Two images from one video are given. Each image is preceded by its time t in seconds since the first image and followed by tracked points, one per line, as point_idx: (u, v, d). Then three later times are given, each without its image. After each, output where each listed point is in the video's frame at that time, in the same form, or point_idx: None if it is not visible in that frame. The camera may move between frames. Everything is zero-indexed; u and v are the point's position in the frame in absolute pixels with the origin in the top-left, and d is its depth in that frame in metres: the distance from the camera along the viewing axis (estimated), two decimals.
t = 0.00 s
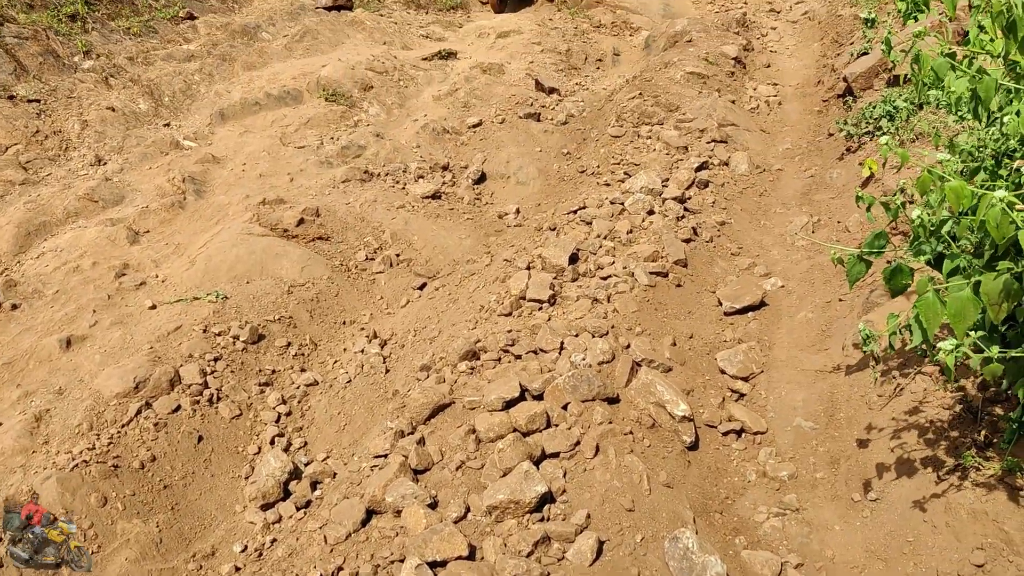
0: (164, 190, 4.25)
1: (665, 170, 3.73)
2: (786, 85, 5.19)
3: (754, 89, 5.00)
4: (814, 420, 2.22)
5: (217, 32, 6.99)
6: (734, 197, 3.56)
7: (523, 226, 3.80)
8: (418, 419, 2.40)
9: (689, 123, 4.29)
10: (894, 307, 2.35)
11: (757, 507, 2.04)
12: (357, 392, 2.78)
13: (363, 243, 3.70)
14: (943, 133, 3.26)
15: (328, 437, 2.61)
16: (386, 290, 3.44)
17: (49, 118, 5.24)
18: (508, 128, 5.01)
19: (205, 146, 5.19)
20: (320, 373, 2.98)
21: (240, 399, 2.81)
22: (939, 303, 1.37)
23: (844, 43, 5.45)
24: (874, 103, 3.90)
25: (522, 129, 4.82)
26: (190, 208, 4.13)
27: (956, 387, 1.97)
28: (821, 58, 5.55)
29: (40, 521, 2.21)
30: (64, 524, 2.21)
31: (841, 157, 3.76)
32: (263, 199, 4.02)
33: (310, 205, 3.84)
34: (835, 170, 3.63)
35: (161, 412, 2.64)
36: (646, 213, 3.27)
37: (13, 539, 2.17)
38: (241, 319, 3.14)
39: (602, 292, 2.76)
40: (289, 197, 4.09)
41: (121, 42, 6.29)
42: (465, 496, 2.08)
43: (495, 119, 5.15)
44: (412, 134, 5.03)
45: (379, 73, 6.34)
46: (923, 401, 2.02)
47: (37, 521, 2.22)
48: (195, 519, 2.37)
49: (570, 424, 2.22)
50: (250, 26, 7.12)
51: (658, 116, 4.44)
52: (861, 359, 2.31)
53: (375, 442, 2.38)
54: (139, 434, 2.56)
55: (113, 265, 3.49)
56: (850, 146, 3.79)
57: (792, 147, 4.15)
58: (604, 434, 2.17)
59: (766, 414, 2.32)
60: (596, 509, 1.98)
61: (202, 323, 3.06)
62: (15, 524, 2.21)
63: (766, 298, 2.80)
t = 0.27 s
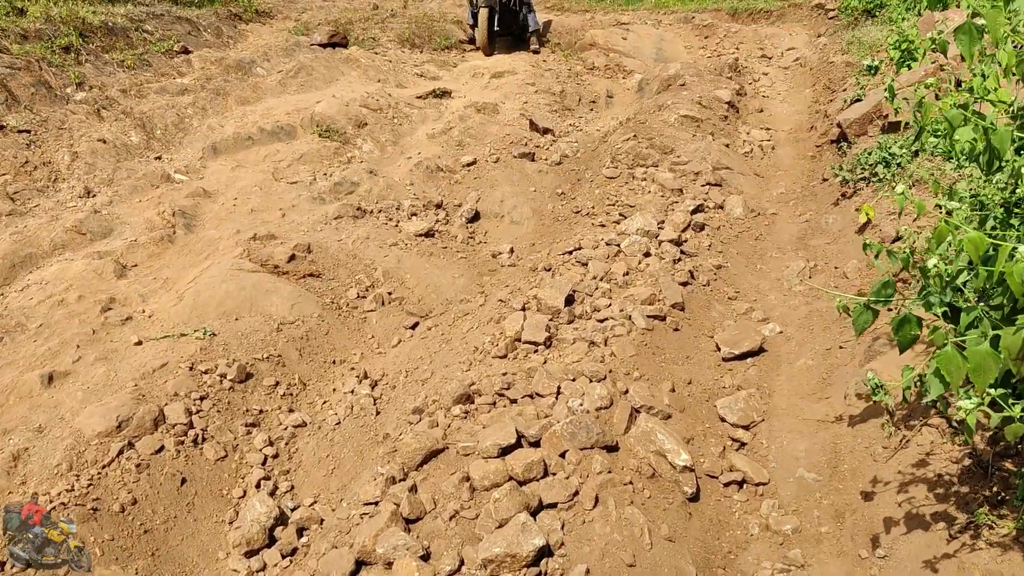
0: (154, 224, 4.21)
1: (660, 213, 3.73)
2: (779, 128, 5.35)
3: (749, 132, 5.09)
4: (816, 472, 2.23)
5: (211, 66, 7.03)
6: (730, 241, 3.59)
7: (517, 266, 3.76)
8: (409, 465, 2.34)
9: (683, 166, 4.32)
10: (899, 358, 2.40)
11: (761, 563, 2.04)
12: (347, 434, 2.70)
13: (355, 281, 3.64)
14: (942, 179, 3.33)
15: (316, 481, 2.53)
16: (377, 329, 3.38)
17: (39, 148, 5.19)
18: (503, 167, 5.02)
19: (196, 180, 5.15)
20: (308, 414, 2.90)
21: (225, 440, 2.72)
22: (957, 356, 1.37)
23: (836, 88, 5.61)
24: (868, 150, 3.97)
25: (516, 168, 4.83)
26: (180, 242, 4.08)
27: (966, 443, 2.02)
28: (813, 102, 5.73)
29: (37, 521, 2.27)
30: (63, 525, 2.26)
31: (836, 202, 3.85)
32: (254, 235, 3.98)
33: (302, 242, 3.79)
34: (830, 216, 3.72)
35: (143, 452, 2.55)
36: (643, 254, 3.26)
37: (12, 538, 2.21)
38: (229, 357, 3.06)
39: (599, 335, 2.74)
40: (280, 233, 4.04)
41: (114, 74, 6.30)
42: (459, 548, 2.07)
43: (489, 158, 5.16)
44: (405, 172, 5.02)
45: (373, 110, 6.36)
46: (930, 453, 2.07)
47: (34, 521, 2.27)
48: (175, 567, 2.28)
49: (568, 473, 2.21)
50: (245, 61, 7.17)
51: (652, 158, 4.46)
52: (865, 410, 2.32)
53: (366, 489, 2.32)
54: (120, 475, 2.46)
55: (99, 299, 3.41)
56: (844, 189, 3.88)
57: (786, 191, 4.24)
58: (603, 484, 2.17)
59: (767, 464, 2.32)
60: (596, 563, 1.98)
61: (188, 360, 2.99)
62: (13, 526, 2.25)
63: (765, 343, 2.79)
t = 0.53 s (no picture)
0: (152, 283, 4.16)
1: (666, 276, 3.70)
2: (783, 194, 5.67)
3: (752, 197, 5.30)
4: (839, 555, 2.20)
5: (215, 125, 7.13)
6: (739, 306, 3.59)
7: (521, 330, 3.70)
8: (410, 546, 2.25)
9: (688, 228, 4.33)
10: (920, 436, 2.41)
11: None
12: (344, 508, 2.60)
13: (355, 344, 3.56)
14: (956, 247, 3.41)
15: (311, 557, 2.45)
16: (377, 395, 3.29)
17: (38, 205, 5.18)
18: (506, 228, 5.00)
19: (196, 239, 5.13)
20: (305, 484, 2.79)
21: (218, 512, 2.60)
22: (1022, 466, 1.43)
23: (838, 154, 6.05)
24: (877, 215, 4.03)
25: (519, 229, 4.83)
26: (177, 302, 4.02)
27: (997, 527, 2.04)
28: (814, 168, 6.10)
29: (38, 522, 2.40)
30: (63, 527, 2.40)
31: (842, 268, 3.93)
32: (253, 296, 3.92)
33: (302, 303, 3.72)
34: (838, 282, 3.78)
35: (132, 526, 2.44)
36: (651, 320, 3.22)
37: (13, 538, 2.35)
38: (224, 423, 2.96)
39: (608, 406, 2.70)
40: (280, 294, 3.99)
41: (118, 132, 6.36)
42: None
43: (492, 218, 5.15)
44: (408, 232, 5.01)
45: (377, 170, 6.40)
46: (962, 537, 2.07)
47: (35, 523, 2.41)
48: None
49: (580, 557, 2.18)
50: (248, 120, 7.29)
51: (657, 221, 4.45)
52: (887, 489, 2.33)
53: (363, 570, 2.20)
54: (105, 551, 2.35)
55: (93, 361, 3.33)
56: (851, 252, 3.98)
57: (792, 256, 4.32)
58: (619, 569, 2.15)
59: (787, 547, 2.27)
60: None
61: (183, 427, 2.89)
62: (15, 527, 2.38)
63: (780, 416, 2.80)
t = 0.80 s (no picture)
0: (170, 359, 4.12)
1: (697, 352, 3.78)
2: (809, 265, 5.67)
3: (778, 270, 5.29)
4: None
5: (236, 196, 7.23)
6: (772, 385, 3.65)
7: (547, 410, 3.59)
8: None
9: (716, 302, 4.27)
10: (979, 535, 2.53)
11: None
12: None
13: (375, 424, 3.45)
14: (998, 328, 3.41)
15: None
16: (398, 481, 3.19)
17: (57, 278, 5.19)
18: (528, 300, 4.95)
19: (215, 312, 5.13)
20: None
21: None
22: None
23: (863, 226, 6.10)
24: (911, 290, 3.94)
25: (542, 302, 4.77)
26: (195, 380, 3.99)
27: None
28: (839, 240, 6.19)
29: (38, 523, 2.76)
30: (62, 527, 2.76)
31: (876, 344, 3.85)
32: (272, 374, 3.86)
33: (321, 380, 3.62)
34: (874, 360, 3.72)
35: None
36: (683, 402, 3.39)
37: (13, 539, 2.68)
38: (240, 511, 2.87)
39: (644, 499, 2.90)
40: (300, 371, 3.92)
41: (139, 204, 6.45)
42: None
43: (513, 290, 5.10)
44: (428, 304, 4.97)
45: (397, 240, 6.40)
46: None
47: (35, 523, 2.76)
48: None
49: None
50: (270, 192, 7.41)
51: (683, 294, 4.39)
52: None
53: None
54: None
55: (107, 444, 3.24)
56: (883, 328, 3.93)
57: (823, 331, 4.23)
58: None
59: None
60: None
61: (197, 516, 2.80)
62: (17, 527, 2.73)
63: (824, 507, 2.93)
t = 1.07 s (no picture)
0: (191, 401, 4.10)
1: (728, 393, 3.69)
2: (838, 301, 5.58)
3: (807, 307, 5.23)
4: None
5: (259, 235, 7.29)
6: (808, 426, 3.53)
7: (576, 453, 3.50)
8: None
9: (746, 340, 4.19)
10: None
11: None
12: None
13: (399, 467, 3.38)
14: None
15: None
16: (424, 525, 3.12)
17: (80, 319, 5.22)
18: (553, 339, 4.91)
19: (237, 352, 5.13)
20: None
21: None
22: None
23: (892, 262, 5.98)
24: (947, 326, 3.81)
25: (567, 341, 4.72)
26: (217, 422, 3.96)
27: None
28: (868, 275, 6.10)
29: (37, 522, 2.97)
30: (62, 528, 2.96)
31: (911, 382, 3.74)
32: (295, 416, 3.81)
33: (344, 422, 3.57)
34: (912, 399, 3.61)
35: None
36: (717, 444, 3.31)
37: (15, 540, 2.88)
38: (262, 558, 2.84)
39: (680, 545, 2.80)
40: (322, 413, 3.86)
41: (162, 245, 6.51)
42: None
43: (538, 328, 5.06)
44: (451, 342, 4.94)
45: (420, 278, 6.39)
46: None
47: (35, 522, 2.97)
48: None
49: None
50: (292, 231, 7.47)
51: (712, 332, 4.33)
52: None
53: None
54: None
55: (127, 488, 3.20)
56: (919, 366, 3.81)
57: (856, 369, 4.07)
58: None
59: None
60: None
61: (218, 563, 2.78)
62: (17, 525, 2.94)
63: (869, 553, 2.80)
